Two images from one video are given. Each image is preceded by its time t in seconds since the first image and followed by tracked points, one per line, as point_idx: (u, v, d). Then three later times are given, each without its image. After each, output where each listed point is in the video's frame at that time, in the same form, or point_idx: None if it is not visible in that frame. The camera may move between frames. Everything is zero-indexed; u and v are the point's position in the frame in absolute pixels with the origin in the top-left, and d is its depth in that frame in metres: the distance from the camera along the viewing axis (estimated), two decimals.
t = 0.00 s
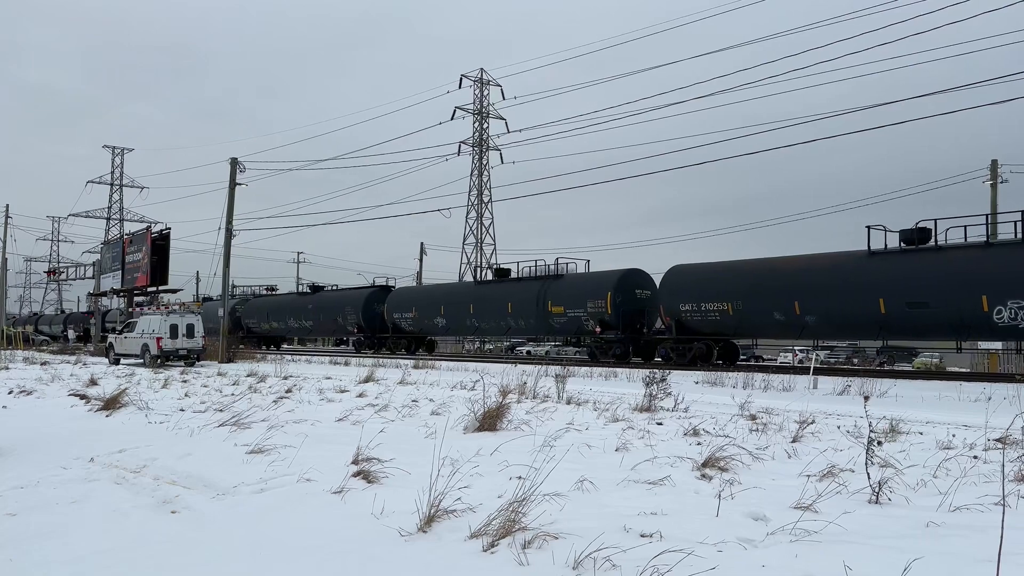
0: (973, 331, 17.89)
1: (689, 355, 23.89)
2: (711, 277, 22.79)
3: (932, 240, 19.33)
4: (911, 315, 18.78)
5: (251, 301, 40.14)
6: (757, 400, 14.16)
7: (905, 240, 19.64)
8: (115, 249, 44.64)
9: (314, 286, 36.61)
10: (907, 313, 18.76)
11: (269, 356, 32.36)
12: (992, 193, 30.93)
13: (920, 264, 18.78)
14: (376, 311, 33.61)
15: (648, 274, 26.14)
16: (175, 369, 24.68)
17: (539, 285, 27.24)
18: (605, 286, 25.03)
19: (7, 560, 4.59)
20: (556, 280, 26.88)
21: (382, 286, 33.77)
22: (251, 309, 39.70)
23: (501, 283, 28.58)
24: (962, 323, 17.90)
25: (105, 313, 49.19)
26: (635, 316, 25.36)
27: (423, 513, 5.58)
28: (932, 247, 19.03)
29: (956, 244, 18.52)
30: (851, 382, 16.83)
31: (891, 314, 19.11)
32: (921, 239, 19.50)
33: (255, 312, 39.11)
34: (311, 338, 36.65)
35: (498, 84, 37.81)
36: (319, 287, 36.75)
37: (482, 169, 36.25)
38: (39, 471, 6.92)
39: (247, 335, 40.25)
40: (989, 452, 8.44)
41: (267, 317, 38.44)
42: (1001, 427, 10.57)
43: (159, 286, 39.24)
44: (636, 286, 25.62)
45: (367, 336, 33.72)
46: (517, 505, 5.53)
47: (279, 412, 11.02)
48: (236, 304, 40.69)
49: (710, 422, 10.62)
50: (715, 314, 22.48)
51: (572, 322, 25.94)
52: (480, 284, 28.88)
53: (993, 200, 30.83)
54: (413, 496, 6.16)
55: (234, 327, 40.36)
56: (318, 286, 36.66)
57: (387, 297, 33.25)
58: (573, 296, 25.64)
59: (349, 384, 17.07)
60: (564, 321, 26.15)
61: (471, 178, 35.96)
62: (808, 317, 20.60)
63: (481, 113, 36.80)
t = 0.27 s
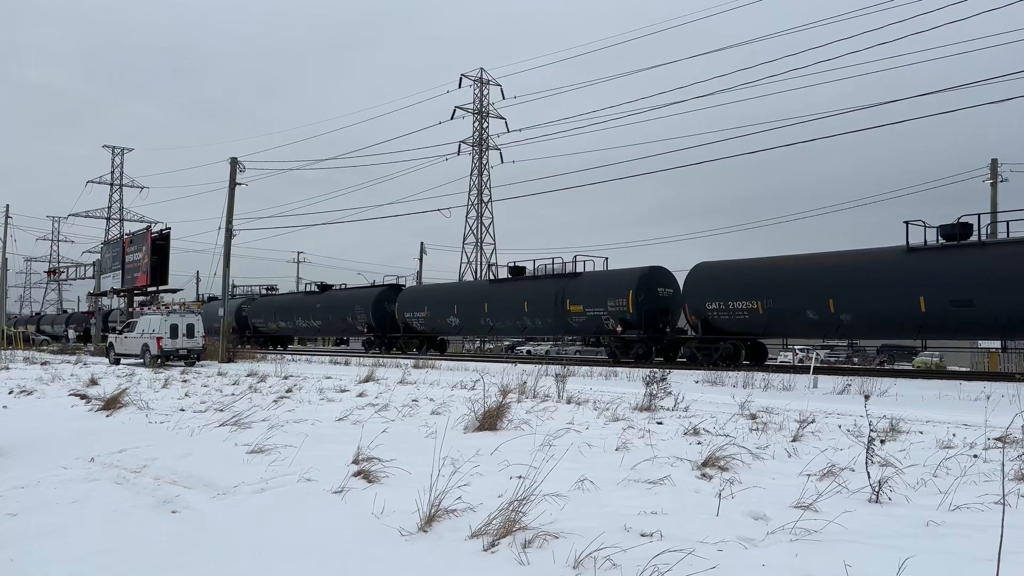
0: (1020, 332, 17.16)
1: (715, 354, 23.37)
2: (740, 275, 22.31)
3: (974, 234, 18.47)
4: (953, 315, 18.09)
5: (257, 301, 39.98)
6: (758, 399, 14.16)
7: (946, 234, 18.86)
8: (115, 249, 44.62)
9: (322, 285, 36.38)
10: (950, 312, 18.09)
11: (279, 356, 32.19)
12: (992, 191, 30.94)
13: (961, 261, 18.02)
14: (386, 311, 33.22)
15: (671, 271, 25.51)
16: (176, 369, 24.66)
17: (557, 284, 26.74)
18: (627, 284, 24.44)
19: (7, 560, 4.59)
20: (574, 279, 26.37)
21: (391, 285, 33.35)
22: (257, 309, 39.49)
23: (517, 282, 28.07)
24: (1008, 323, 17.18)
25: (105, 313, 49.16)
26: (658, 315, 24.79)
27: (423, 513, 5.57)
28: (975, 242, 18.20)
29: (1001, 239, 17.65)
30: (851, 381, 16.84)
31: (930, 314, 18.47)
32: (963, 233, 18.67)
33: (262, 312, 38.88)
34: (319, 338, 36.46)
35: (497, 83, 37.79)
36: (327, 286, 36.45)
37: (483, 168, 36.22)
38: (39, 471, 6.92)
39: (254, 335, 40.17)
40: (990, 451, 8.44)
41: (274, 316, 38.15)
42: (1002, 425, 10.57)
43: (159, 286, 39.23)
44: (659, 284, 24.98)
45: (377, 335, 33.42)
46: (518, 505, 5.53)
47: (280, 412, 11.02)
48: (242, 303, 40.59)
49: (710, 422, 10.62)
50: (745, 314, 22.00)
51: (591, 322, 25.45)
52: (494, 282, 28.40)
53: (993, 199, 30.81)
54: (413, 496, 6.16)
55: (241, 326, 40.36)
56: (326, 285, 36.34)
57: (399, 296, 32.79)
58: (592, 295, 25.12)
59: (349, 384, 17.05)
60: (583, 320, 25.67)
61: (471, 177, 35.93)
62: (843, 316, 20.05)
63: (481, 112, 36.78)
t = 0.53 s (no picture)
0: None
1: (746, 355, 22.11)
2: (773, 272, 21.01)
3: None
4: (1004, 314, 17.03)
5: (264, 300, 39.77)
6: (758, 398, 14.17)
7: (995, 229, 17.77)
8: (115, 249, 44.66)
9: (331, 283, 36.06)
10: (1000, 310, 17.04)
11: (289, 356, 31.94)
12: (992, 190, 30.92)
13: (1014, 257, 16.95)
14: (398, 309, 32.60)
15: (698, 269, 24.35)
16: (176, 369, 24.65)
17: (577, 281, 25.71)
18: (652, 281, 23.36)
19: (9, 559, 4.60)
20: (596, 276, 25.33)
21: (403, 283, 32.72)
22: (264, 308, 39.22)
23: (535, 279, 27.04)
24: None
25: (106, 312, 49.16)
26: (684, 313, 23.65)
27: (424, 513, 5.56)
28: None
29: None
30: (852, 380, 16.84)
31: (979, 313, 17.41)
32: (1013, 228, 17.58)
33: (270, 311, 38.53)
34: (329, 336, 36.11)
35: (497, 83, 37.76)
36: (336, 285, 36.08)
37: (483, 168, 36.21)
38: (39, 471, 6.92)
39: (262, 334, 39.99)
40: (990, 450, 8.44)
41: (283, 315, 37.80)
42: (1002, 424, 10.56)
43: (160, 285, 39.25)
44: (685, 281, 23.87)
45: (388, 335, 32.88)
46: (518, 504, 5.54)
47: (280, 411, 11.03)
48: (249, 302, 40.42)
49: (710, 420, 10.63)
50: (777, 312, 20.82)
51: (613, 320, 24.39)
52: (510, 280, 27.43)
53: (994, 198, 30.77)
54: (414, 495, 6.17)
55: (249, 325, 40.24)
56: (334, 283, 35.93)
57: (412, 294, 31.85)
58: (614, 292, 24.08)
59: (350, 383, 17.05)
60: (605, 319, 24.63)
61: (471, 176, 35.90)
62: (885, 315, 18.99)
63: (481, 111, 36.76)
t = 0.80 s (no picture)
0: None
1: (774, 355, 21.58)
2: (800, 270, 20.62)
3: None
4: None
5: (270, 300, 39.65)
6: (758, 397, 14.17)
7: None
8: (115, 249, 44.65)
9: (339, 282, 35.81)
10: None
11: (297, 356, 31.71)
12: (992, 189, 30.91)
13: None
14: (408, 309, 32.26)
15: (721, 266, 23.92)
16: (177, 368, 24.64)
17: (595, 280, 25.38)
18: (674, 279, 22.97)
19: (9, 559, 4.60)
20: (615, 274, 25.02)
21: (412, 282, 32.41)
22: (270, 308, 39.08)
23: (552, 278, 26.72)
24: None
25: (107, 312, 49.15)
26: (707, 312, 23.13)
27: (425, 512, 5.57)
28: None
29: None
30: (852, 379, 16.84)
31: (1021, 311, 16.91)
32: None
33: (277, 311, 38.34)
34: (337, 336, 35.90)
35: (497, 82, 37.72)
36: (344, 284, 35.83)
37: (483, 167, 36.18)
38: (40, 471, 6.91)
39: (269, 334, 39.90)
40: (990, 449, 8.43)
41: (290, 314, 37.66)
42: (1002, 424, 10.54)
43: (160, 285, 39.24)
44: (709, 280, 23.40)
45: (398, 335, 32.62)
46: (518, 503, 5.54)
47: (280, 411, 11.03)
48: (255, 302, 40.31)
49: (711, 420, 10.62)
50: (806, 312, 20.39)
51: (634, 319, 24.06)
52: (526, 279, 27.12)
53: (994, 197, 30.74)
54: (414, 494, 6.17)
55: (256, 325, 40.16)
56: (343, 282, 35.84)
57: (425, 293, 31.55)
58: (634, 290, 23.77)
59: (350, 383, 17.05)
60: (624, 318, 24.30)
61: (471, 176, 35.88)
62: (921, 314, 18.51)
63: (482, 111, 36.73)
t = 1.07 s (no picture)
0: None
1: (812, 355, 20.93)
2: (841, 266, 20.14)
3: None
4: None
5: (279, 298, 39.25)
6: (759, 396, 14.15)
7: None
8: (115, 248, 44.67)
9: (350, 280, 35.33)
10: None
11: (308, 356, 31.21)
12: (992, 188, 30.90)
13: None
14: (422, 307, 31.68)
15: (750, 263, 23.37)
16: (177, 368, 24.62)
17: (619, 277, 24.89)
18: (702, 277, 22.42)
19: (10, 558, 4.60)
20: (639, 271, 24.54)
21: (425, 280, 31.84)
22: (279, 306, 38.65)
23: (574, 275, 26.24)
24: None
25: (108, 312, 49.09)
26: (737, 311, 22.60)
27: (425, 511, 5.57)
28: None
29: None
30: (852, 378, 16.83)
31: None
32: None
33: (286, 310, 37.86)
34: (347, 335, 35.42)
35: (497, 82, 37.70)
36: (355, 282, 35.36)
37: (483, 167, 36.18)
38: (40, 471, 6.91)
39: (278, 333, 39.48)
40: (991, 448, 8.43)
41: (299, 313, 37.18)
42: (1003, 423, 10.53)
43: (160, 285, 39.25)
44: (738, 277, 22.86)
45: (411, 334, 32.00)
46: (518, 502, 5.54)
47: (280, 410, 11.03)
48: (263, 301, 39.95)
49: (711, 419, 10.61)
50: (845, 309, 19.85)
51: (659, 318, 23.55)
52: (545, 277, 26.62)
53: (994, 196, 30.74)
54: (414, 493, 6.17)
55: (264, 324, 39.79)
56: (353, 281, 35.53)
57: (440, 291, 30.92)
58: (660, 289, 23.25)
59: (350, 382, 17.04)
60: (650, 317, 23.77)
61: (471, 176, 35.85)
62: (969, 312, 17.94)
63: (481, 110, 36.74)
